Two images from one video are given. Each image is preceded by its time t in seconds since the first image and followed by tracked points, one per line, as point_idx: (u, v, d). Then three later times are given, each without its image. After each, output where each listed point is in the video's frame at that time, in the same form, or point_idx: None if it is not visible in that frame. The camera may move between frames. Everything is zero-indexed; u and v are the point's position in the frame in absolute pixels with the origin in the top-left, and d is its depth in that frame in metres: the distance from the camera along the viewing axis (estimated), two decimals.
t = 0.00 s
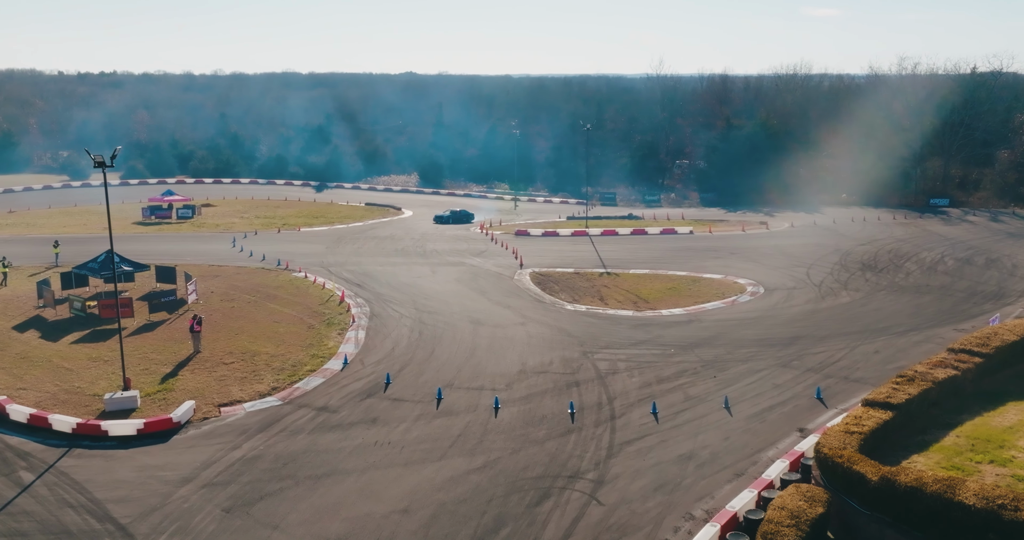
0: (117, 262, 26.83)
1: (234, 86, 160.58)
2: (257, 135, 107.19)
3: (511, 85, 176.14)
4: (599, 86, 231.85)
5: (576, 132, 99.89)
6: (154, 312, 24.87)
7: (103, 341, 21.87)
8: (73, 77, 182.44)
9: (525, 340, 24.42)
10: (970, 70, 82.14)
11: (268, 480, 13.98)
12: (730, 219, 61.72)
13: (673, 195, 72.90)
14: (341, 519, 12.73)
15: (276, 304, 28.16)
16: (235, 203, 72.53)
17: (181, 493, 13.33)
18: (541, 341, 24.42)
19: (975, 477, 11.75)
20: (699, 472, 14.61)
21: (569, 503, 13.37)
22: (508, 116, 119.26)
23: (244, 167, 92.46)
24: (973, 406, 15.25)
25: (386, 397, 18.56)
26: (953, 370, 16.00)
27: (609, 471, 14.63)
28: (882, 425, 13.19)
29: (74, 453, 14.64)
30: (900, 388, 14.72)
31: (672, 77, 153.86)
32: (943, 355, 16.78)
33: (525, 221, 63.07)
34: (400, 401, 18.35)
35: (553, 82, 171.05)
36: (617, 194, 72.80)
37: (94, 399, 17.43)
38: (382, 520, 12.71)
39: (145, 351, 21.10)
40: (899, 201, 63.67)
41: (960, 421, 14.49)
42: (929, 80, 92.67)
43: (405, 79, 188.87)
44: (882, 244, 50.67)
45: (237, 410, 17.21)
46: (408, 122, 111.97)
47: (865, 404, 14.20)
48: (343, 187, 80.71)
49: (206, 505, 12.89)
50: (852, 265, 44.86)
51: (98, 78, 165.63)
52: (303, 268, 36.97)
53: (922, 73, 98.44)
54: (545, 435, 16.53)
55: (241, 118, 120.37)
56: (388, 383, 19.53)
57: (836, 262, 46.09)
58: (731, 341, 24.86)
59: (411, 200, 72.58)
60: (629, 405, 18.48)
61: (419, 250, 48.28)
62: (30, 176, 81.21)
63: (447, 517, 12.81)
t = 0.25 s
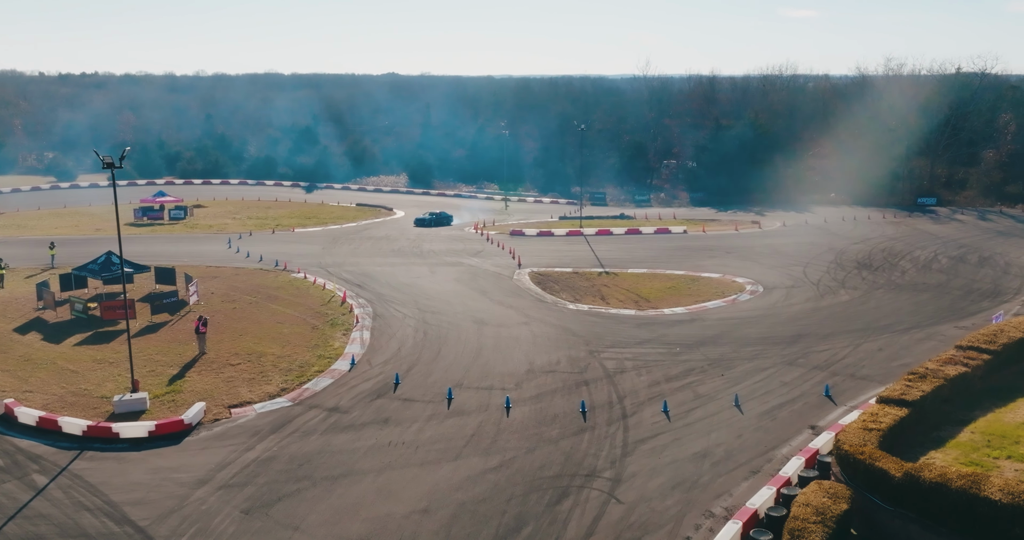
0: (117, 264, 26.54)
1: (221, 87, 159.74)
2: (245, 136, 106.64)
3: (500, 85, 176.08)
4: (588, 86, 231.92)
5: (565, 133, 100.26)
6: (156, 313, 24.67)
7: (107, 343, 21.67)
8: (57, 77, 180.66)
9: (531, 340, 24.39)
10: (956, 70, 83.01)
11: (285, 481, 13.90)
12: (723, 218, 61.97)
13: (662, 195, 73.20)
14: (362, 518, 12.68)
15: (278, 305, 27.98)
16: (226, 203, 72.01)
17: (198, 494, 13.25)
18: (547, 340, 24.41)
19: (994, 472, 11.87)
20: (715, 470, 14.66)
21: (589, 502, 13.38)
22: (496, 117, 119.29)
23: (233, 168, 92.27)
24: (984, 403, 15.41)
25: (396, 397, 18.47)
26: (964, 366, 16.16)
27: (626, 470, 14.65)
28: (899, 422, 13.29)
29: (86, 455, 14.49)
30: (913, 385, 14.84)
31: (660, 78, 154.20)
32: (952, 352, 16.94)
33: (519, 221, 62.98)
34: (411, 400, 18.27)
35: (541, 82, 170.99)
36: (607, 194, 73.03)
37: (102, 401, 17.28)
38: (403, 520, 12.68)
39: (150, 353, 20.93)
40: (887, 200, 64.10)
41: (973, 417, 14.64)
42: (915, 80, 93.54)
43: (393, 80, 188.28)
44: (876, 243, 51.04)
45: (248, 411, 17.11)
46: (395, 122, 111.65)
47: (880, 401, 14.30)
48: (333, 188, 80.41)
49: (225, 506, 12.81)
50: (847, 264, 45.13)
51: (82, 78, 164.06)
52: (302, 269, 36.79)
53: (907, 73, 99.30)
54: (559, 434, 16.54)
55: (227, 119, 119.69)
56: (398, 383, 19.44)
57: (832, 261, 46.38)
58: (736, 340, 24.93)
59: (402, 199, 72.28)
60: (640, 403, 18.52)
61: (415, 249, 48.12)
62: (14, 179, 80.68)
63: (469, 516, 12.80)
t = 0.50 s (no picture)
0: (118, 265, 26.34)
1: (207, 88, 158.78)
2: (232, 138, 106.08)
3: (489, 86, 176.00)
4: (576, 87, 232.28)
5: (553, 134, 100.34)
6: (159, 314, 24.50)
7: (110, 344, 21.50)
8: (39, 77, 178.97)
9: (536, 339, 24.39)
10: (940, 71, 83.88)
11: (302, 482, 13.82)
12: (716, 218, 62.22)
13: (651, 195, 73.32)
14: (383, 518, 12.64)
15: (280, 305, 27.80)
16: (217, 204, 71.52)
17: (216, 496, 13.16)
18: (552, 339, 24.40)
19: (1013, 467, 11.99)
20: (731, 467, 14.71)
21: (608, 500, 13.39)
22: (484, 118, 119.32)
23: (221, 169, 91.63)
24: (995, 399, 15.56)
25: (407, 397, 18.41)
26: (973, 362, 16.32)
27: (643, 467, 14.69)
28: (916, 419, 13.38)
29: (99, 458, 14.37)
30: (926, 382, 14.96)
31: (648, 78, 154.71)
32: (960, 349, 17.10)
33: (512, 221, 62.91)
34: (421, 400, 18.22)
35: (530, 83, 171.04)
36: (597, 194, 73.01)
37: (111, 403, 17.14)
38: (424, 519, 12.65)
39: (156, 354, 20.78)
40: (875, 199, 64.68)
41: (985, 413, 14.78)
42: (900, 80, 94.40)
43: (380, 80, 187.81)
44: (870, 242, 51.38)
45: (259, 412, 17.01)
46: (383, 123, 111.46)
47: (895, 398, 14.40)
48: (322, 189, 80.04)
49: (244, 507, 12.73)
50: (843, 263, 45.41)
51: (64, 79, 162.47)
52: (300, 269, 36.61)
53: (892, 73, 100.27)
54: (572, 432, 16.55)
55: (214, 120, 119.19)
56: (407, 383, 19.37)
57: (827, 260, 46.65)
58: (740, 338, 25.03)
59: (394, 200, 72.08)
60: (650, 401, 18.56)
61: (411, 249, 47.96)
62: None
63: (490, 514, 12.80)
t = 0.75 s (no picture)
0: (118, 266, 26.15)
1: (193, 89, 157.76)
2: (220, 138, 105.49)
3: (477, 86, 175.95)
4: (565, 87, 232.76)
5: (542, 134, 100.53)
6: (161, 316, 24.29)
7: (114, 346, 21.30)
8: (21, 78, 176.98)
9: (542, 338, 24.38)
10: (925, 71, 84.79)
11: (320, 482, 13.76)
12: (707, 217, 62.47)
13: (641, 194, 73.64)
14: (404, 517, 12.61)
15: (282, 306, 27.62)
16: (208, 205, 70.97)
17: (231, 498, 13.04)
18: (558, 338, 24.42)
19: None
20: (747, 464, 14.78)
21: (627, 497, 13.42)
22: (472, 119, 119.34)
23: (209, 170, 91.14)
24: (1005, 396, 15.72)
25: (418, 396, 18.35)
26: (982, 359, 16.50)
27: (659, 465, 14.72)
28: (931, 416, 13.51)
29: (113, 460, 14.25)
30: (939, 378, 15.08)
31: (636, 78, 155.23)
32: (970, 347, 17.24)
33: (506, 221, 62.83)
34: (432, 400, 18.18)
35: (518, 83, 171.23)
36: (587, 194, 73.20)
37: (120, 405, 16.99)
38: (445, 518, 12.63)
39: (162, 356, 20.60)
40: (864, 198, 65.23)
41: (996, 410, 14.93)
42: (885, 80, 95.33)
43: (367, 81, 187.28)
44: (863, 240, 51.73)
45: (270, 413, 16.91)
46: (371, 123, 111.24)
47: (909, 394, 14.51)
48: (312, 189, 79.74)
49: (263, 509, 12.65)
50: (838, 262, 45.69)
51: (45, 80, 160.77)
52: (298, 270, 36.41)
53: (876, 74, 101.27)
54: (586, 431, 16.57)
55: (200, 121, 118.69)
56: (417, 383, 19.31)
57: (822, 259, 46.94)
58: (744, 336, 25.16)
59: (386, 200, 71.87)
60: (661, 400, 18.61)
61: (407, 249, 47.79)
62: None
63: (511, 514, 12.77)
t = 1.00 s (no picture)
0: (119, 268, 25.96)
1: (179, 90, 156.56)
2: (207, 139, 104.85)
3: (464, 87, 175.93)
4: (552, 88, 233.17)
5: (530, 135, 100.71)
6: (163, 317, 24.08)
7: (119, 348, 21.12)
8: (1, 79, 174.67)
9: (547, 337, 24.39)
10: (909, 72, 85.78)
11: (337, 483, 13.70)
12: (699, 217, 62.76)
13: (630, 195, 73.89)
14: (425, 517, 12.58)
15: (284, 307, 27.45)
16: (199, 206, 70.43)
17: (251, 500, 12.97)
18: (563, 337, 24.44)
19: None
20: (762, 462, 14.86)
21: (647, 495, 13.46)
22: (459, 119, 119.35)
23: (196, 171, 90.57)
24: (1014, 393, 15.91)
25: (428, 397, 18.30)
26: (990, 355, 16.67)
27: (676, 463, 14.78)
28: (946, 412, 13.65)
29: (127, 462, 14.13)
30: (950, 375, 15.23)
31: (624, 79, 155.78)
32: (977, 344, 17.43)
33: (500, 221, 62.77)
34: (443, 400, 18.14)
35: (505, 83, 171.31)
36: (576, 194, 73.26)
37: (130, 407, 16.85)
38: (467, 517, 12.61)
39: (167, 357, 20.44)
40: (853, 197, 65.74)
41: (1007, 407, 15.11)
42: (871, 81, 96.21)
43: (354, 81, 186.61)
44: (856, 239, 52.13)
45: (282, 414, 16.82)
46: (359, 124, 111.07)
47: (922, 391, 14.65)
48: (301, 190, 79.40)
49: (283, 510, 12.59)
50: (833, 260, 46.01)
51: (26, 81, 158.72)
52: (297, 271, 36.21)
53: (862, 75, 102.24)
54: (599, 430, 16.59)
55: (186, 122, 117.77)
56: (426, 383, 19.27)
57: (817, 258, 47.23)
58: (748, 335, 25.30)
59: (377, 201, 71.69)
60: (671, 398, 18.69)
61: (403, 250, 47.64)
62: None
63: (533, 512, 12.79)
